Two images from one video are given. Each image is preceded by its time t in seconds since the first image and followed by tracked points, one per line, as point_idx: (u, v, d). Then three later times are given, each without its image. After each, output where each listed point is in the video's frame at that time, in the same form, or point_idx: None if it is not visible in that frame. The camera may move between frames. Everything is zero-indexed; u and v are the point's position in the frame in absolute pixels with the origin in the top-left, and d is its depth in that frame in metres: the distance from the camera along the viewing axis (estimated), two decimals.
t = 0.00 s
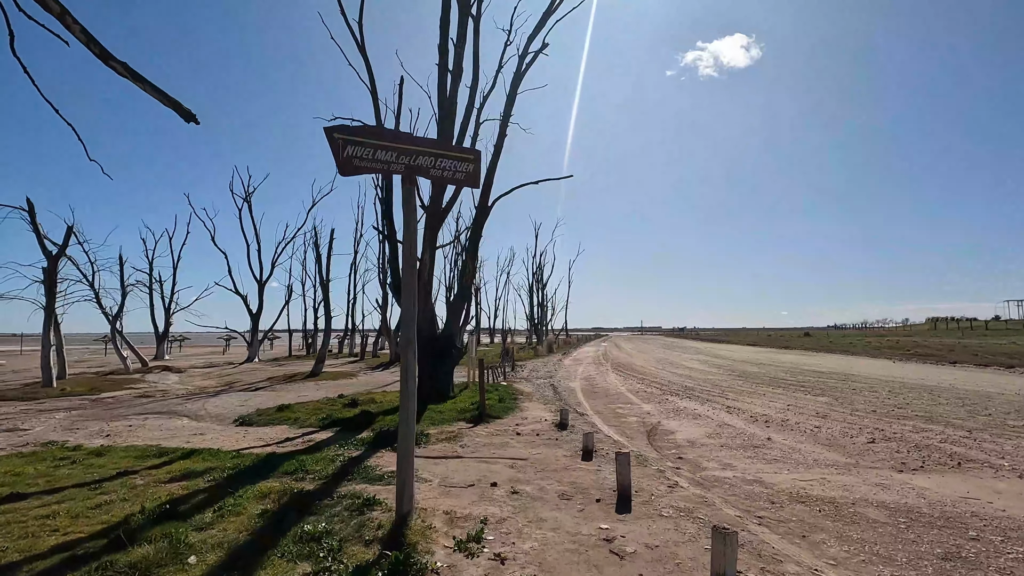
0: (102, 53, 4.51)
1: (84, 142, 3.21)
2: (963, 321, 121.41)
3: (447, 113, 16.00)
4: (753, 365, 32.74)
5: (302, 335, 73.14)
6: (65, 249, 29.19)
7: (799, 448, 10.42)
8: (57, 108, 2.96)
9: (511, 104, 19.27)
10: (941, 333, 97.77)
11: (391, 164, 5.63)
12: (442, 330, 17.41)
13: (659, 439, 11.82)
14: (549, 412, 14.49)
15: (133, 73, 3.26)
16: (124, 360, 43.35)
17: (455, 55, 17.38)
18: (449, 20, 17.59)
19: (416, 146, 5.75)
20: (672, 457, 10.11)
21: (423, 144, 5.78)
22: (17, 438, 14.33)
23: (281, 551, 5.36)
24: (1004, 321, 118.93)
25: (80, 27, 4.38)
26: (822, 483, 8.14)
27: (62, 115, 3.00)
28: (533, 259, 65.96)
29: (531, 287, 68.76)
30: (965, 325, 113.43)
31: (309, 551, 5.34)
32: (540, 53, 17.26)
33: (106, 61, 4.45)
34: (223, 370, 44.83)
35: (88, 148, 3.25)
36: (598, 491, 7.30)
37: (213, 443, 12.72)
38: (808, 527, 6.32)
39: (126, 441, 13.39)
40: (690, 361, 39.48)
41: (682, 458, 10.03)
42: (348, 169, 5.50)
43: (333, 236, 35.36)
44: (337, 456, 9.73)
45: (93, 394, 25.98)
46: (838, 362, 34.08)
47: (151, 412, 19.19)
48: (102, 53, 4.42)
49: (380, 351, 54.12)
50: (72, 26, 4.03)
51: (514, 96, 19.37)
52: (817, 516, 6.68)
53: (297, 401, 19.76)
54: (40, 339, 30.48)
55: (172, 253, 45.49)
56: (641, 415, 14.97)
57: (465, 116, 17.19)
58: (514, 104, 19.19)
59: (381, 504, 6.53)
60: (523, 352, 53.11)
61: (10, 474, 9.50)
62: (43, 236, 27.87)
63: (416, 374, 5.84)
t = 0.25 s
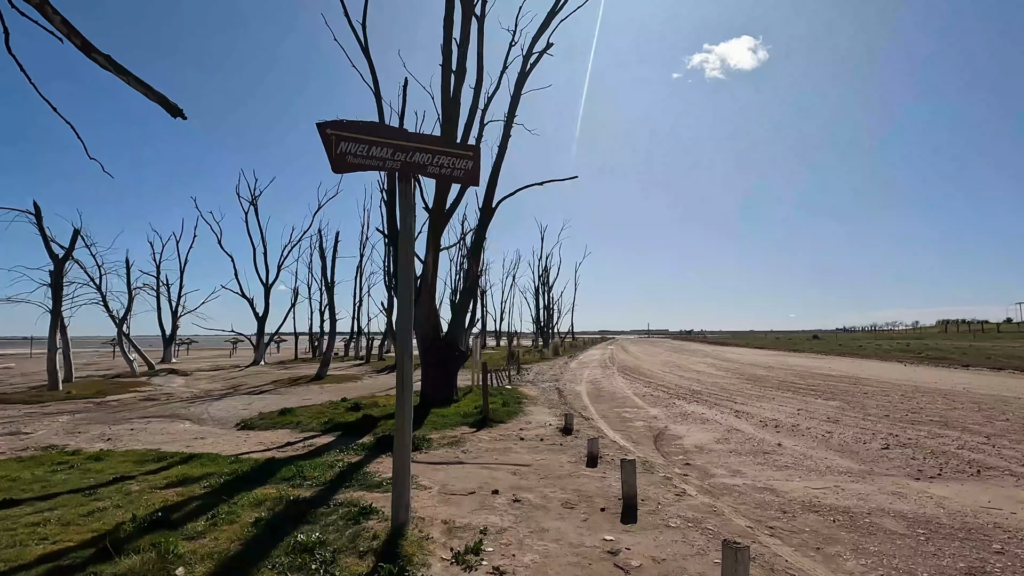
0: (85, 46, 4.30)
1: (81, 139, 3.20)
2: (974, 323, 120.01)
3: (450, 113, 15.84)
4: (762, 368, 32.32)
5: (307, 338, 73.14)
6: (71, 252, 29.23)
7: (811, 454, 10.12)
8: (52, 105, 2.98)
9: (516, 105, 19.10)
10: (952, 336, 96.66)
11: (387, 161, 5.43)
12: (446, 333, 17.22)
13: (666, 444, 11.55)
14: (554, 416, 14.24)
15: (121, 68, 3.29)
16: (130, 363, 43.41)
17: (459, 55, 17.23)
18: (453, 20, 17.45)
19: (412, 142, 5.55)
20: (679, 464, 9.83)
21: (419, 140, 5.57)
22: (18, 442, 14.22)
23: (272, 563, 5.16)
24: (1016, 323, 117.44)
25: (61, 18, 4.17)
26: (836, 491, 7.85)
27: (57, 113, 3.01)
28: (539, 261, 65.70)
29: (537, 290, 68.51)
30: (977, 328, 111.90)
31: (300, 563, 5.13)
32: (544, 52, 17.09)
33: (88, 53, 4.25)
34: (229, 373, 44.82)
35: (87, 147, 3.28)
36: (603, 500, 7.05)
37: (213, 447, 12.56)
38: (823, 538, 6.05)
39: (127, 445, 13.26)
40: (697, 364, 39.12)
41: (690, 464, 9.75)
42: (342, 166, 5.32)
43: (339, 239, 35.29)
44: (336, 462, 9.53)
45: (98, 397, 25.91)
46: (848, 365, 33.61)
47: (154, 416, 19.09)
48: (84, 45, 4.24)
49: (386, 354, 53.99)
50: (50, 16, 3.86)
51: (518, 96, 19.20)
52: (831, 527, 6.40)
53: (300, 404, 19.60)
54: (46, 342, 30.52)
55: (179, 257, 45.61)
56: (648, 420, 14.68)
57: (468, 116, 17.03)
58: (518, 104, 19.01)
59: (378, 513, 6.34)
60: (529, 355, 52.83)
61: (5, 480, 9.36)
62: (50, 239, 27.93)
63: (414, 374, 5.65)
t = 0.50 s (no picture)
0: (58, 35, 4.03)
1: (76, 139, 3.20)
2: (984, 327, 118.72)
3: (451, 114, 15.66)
4: (769, 373, 31.89)
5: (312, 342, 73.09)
6: (75, 256, 29.26)
7: (821, 462, 9.80)
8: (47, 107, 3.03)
9: (518, 106, 18.91)
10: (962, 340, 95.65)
11: (378, 158, 5.22)
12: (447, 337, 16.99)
13: (671, 451, 11.25)
14: (556, 422, 13.97)
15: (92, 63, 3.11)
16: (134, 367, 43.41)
17: (460, 57, 17.07)
18: (455, 22, 17.30)
19: (404, 139, 5.34)
20: (684, 472, 9.54)
21: (411, 137, 5.37)
22: (15, 447, 14.08)
23: None
24: None
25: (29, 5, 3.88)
26: (847, 502, 7.54)
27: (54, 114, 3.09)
28: (544, 265, 65.49)
29: (542, 294, 68.25)
30: (988, 332, 110.62)
31: None
32: (547, 53, 16.90)
33: (61, 45, 4.00)
34: (232, 377, 44.75)
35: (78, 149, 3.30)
36: (604, 511, 6.78)
37: (209, 453, 12.36)
38: (834, 553, 5.76)
39: (123, 451, 13.08)
40: (703, 368, 38.71)
41: (696, 473, 9.46)
42: (329, 163, 5.10)
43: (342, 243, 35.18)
44: (332, 469, 9.30)
45: (99, 401, 25.81)
46: (856, 370, 33.12)
47: (153, 420, 18.94)
48: (55, 36, 3.99)
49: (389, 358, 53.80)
50: (17, 6, 3.60)
51: (521, 98, 19.02)
52: (843, 541, 6.11)
53: (300, 409, 19.40)
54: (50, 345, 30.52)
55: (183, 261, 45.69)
56: (653, 426, 14.38)
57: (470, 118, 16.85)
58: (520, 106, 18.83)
59: (369, 525, 6.10)
60: (533, 360, 52.52)
61: None
62: (54, 243, 27.94)
63: (404, 380, 5.40)
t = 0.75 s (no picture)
0: (39, 30, 3.89)
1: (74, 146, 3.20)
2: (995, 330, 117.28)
3: (455, 115, 15.55)
4: (777, 377, 31.49)
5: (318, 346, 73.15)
6: (83, 260, 29.40)
7: (833, 469, 9.53)
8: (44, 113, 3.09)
9: (523, 108, 18.77)
10: (973, 343, 94.37)
11: (373, 155, 5.08)
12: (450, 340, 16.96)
13: (678, 457, 11.01)
14: (561, 427, 13.76)
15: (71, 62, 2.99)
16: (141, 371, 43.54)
17: (464, 58, 16.95)
18: (458, 23, 17.19)
19: (401, 137, 5.19)
20: (692, 478, 9.32)
21: (408, 135, 5.21)
22: (17, 452, 14.02)
23: None
24: None
25: None
26: (861, 511, 7.28)
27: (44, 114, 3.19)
28: (550, 268, 65.31)
29: (548, 297, 67.99)
30: (1001, 334, 109.15)
31: None
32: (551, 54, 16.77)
33: (43, 40, 3.87)
34: (239, 380, 44.80)
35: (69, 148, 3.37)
36: (609, 521, 6.56)
37: (210, 458, 12.24)
38: (849, 566, 5.51)
39: (124, 456, 12.99)
40: (712, 372, 38.24)
41: (704, 479, 9.22)
42: (323, 161, 4.96)
43: (347, 246, 35.17)
44: (332, 475, 9.14)
45: (105, 405, 25.86)
46: (868, 373, 32.61)
47: (157, 425, 18.88)
48: (37, 31, 3.85)
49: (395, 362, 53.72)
50: None
51: (525, 99, 18.88)
52: (858, 552, 5.87)
53: (304, 414, 19.28)
54: (57, 349, 30.64)
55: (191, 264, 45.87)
56: (660, 430, 14.14)
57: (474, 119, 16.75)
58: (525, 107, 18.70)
59: (366, 535, 5.94)
60: (540, 363, 52.22)
61: None
62: (61, 248, 28.07)
63: (400, 386, 5.24)
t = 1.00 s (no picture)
0: (39, 27, 3.84)
1: (84, 152, 3.23)
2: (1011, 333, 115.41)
3: (462, 117, 15.48)
4: (789, 380, 31.06)
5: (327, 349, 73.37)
6: (94, 264, 29.64)
7: (850, 475, 9.29)
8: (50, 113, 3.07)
9: (530, 110, 18.68)
10: (988, 346, 92.85)
11: (377, 154, 4.99)
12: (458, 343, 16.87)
13: (690, 462, 10.81)
14: (570, 431, 13.60)
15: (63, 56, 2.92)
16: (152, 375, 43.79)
17: (471, 60, 16.89)
18: (465, 25, 17.15)
19: (406, 135, 5.09)
20: (704, 484, 9.12)
21: (413, 133, 5.11)
22: (27, 455, 14.07)
23: None
24: None
25: None
26: (881, 519, 7.06)
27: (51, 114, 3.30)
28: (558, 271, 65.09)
29: (557, 300, 67.74)
30: (1017, 337, 107.37)
31: None
32: (558, 56, 16.68)
33: (42, 37, 3.84)
34: (249, 384, 44.98)
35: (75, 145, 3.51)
36: (620, 528, 6.39)
37: (218, 462, 12.19)
38: None
39: (132, 459, 12.98)
40: (723, 375, 37.80)
41: (717, 485, 9.02)
42: (326, 160, 4.85)
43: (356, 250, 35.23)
44: (339, 480, 9.03)
45: (116, 409, 25.98)
46: (882, 377, 32.05)
47: (166, 428, 18.89)
48: (36, 27, 3.82)
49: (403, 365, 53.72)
50: None
51: (533, 101, 18.79)
52: (879, 563, 5.66)
53: (312, 417, 19.22)
54: (69, 353, 30.89)
55: (201, 269, 46.16)
56: (671, 435, 13.92)
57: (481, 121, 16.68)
58: (532, 109, 18.61)
59: (371, 542, 5.82)
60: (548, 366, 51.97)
61: (1, 497, 9.06)
62: (73, 252, 28.30)
63: (406, 391, 5.09)
